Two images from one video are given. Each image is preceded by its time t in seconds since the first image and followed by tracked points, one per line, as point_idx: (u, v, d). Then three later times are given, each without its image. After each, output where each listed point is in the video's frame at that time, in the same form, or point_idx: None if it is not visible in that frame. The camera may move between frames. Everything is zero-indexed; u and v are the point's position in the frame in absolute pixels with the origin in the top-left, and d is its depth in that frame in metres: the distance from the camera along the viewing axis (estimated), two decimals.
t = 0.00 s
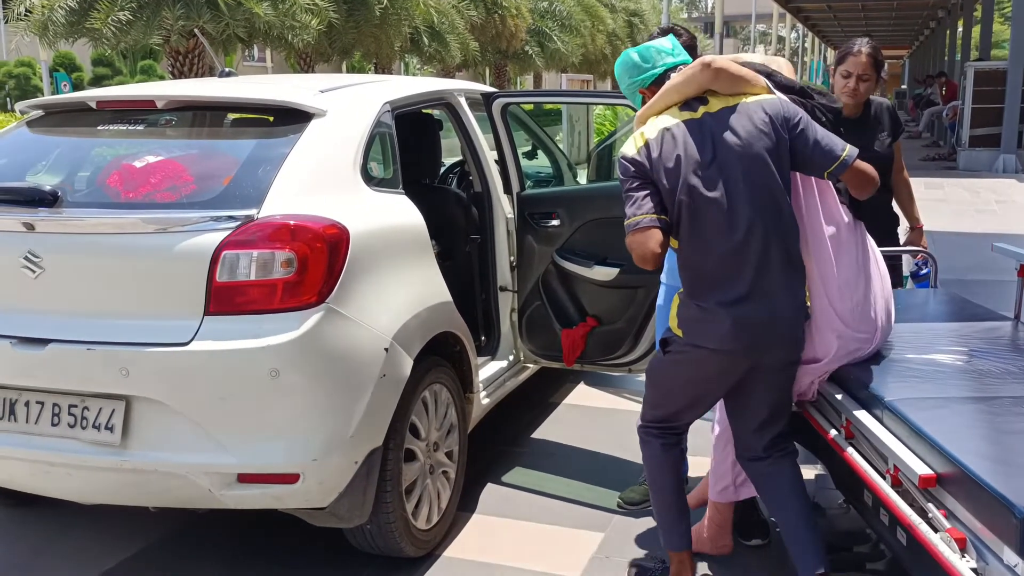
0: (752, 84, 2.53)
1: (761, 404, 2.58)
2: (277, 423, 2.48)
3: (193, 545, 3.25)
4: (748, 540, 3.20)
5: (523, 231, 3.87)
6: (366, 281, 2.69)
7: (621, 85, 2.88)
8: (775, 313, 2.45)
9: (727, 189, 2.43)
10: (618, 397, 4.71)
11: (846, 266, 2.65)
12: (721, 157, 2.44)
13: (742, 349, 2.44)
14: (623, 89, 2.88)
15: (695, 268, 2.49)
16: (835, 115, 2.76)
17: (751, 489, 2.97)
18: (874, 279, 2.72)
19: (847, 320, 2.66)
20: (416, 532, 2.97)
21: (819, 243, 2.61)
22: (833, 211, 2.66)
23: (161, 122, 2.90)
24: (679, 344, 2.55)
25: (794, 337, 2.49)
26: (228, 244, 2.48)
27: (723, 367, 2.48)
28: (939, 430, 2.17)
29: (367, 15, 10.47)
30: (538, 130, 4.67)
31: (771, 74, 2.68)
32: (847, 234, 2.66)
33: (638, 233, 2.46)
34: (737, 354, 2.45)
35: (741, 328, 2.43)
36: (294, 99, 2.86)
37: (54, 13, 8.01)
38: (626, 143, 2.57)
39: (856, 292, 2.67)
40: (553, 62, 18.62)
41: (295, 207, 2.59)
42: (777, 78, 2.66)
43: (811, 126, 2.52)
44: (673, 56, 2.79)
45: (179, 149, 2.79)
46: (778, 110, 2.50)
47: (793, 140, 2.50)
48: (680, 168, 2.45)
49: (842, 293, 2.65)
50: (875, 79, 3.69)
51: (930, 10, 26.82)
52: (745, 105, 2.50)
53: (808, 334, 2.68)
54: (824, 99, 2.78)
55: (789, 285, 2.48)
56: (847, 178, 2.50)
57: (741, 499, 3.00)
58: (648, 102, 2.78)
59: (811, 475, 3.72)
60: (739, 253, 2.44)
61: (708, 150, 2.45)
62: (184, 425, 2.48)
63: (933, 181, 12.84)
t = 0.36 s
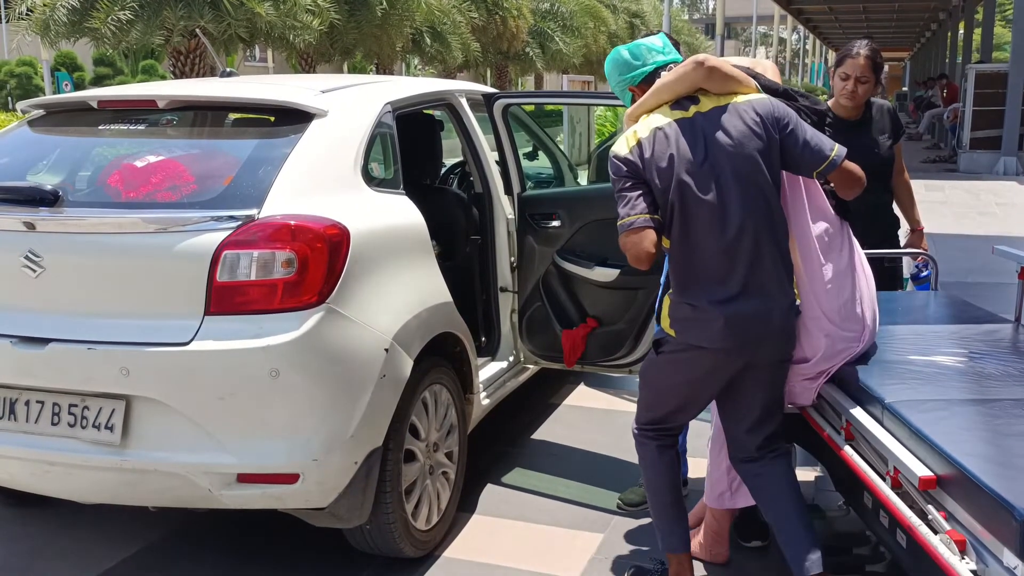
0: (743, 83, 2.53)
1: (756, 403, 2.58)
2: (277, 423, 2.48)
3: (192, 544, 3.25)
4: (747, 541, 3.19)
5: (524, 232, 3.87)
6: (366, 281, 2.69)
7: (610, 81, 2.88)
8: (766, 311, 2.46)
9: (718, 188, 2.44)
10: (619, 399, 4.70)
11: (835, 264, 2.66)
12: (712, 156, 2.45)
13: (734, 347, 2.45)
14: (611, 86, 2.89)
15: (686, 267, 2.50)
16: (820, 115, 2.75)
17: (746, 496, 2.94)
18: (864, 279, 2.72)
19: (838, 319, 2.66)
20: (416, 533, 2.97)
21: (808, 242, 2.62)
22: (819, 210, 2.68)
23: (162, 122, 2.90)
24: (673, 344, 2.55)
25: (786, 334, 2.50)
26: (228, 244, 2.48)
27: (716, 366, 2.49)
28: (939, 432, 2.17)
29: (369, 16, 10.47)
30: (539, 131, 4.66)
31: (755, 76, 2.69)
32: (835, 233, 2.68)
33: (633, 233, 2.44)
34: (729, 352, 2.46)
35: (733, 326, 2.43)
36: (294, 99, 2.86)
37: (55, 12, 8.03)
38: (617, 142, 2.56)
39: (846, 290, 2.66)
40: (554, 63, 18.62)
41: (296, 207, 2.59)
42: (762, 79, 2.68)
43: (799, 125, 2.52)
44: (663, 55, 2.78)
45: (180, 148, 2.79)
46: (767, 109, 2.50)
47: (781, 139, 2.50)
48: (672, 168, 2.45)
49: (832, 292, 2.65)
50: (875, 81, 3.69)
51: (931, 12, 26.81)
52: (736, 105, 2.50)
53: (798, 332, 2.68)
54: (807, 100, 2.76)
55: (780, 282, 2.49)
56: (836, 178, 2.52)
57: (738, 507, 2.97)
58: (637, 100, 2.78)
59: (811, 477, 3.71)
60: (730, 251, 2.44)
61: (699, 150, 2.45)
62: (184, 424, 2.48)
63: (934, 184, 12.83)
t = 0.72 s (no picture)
0: (743, 80, 2.54)
1: (755, 403, 2.58)
2: (278, 423, 2.48)
3: (194, 544, 3.25)
4: (749, 543, 3.19)
5: (525, 233, 3.87)
6: (366, 281, 2.69)
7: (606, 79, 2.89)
8: (764, 308, 2.46)
9: (717, 185, 2.44)
10: (620, 400, 4.70)
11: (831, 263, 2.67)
12: (712, 153, 2.44)
13: (733, 344, 2.45)
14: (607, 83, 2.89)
15: (685, 263, 2.50)
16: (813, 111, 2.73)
17: (747, 496, 2.94)
18: (858, 276, 2.74)
19: (834, 316, 2.67)
20: (417, 533, 2.97)
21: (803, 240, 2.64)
22: (814, 208, 2.70)
23: (164, 122, 2.90)
24: (672, 342, 2.55)
25: (783, 332, 2.50)
26: (229, 244, 2.48)
27: (715, 364, 2.49)
28: (942, 434, 2.16)
29: (371, 16, 10.49)
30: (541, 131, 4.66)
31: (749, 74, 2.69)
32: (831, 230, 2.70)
33: (633, 231, 2.43)
34: (728, 349, 2.46)
35: (731, 323, 2.43)
36: (296, 99, 2.86)
37: (58, 12, 8.05)
38: (614, 138, 2.55)
39: (842, 288, 2.67)
40: (557, 64, 18.63)
41: (297, 208, 2.59)
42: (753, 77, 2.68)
43: (796, 123, 2.52)
44: (660, 53, 2.79)
45: (181, 148, 2.79)
46: (765, 106, 2.51)
47: (779, 136, 2.51)
48: (672, 164, 2.44)
49: (828, 289, 2.67)
50: (876, 82, 3.67)
51: (934, 13, 26.78)
52: (734, 103, 2.50)
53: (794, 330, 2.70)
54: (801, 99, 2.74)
55: (777, 279, 2.50)
56: (832, 174, 2.51)
57: (740, 507, 2.98)
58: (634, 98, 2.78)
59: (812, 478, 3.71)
60: (728, 248, 2.44)
61: (699, 147, 2.45)
62: (185, 424, 2.48)
63: (937, 185, 12.81)
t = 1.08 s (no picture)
0: (748, 77, 2.54)
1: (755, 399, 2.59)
2: (283, 425, 2.49)
3: (200, 546, 3.27)
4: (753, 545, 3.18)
5: (530, 234, 3.87)
6: (371, 283, 2.69)
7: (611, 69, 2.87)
8: (762, 304, 2.47)
9: (719, 180, 2.44)
10: (626, 401, 4.70)
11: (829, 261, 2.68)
12: (715, 148, 2.44)
13: (732, 339, 2.45)
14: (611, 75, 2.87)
15: (683, 257, 2.50)
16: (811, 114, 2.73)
17: (749, 497, 2.94)
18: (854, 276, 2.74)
19: (831, 315, 2.66)
20: (422, 535, 2.98)
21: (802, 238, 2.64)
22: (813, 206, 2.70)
23: (171, 124, 2.91)
24: (671, 337, 2.54)
25: (780, 328, 2.50)
26: (235, 246, 2.49)
27: (714, 360, 2.48)
28: (947, 436, 2.16)
29: (377, 17, 10.51)
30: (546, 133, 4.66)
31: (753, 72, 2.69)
32: (828, 229, 2.71)
33: (636, 223, 2.43)
34: (725, 344, 2.45)
35: (729, 317, 2.43)
36: (301, 101, 2.87)
37: (65, 15, 8.10)
38: (619, 130, 2.54)
39: (840, 287, 2.67)
40: (562, 65, 18.64)
41: (302, 210, 2.60)
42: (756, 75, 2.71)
43: (799, 123, 2.53)
44: (667, 46, 2.78)
45: (187, 151, 2.80)
46: (768, 104, 2.51)
47: (781, 134, 2.51)
48: (676, 158, 2.44)
49: (825, 289, 2.65)
50: (879, 83, 3.65)
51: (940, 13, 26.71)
52: (740, 100, 2.50)
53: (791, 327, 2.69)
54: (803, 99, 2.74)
55: (775, 275, 2.50)
56: (831, 176, 2.54)
57: (743, 508, 2.98)
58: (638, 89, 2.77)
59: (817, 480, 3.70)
60: (728, 243, 2.44)
61: (703, 141, 2.44)
62: (191, 426, 2.49)
63: (942, 186, 12.78)
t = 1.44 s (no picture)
0: (756, 77, 2.54)
1: (747, 398, 2.61)
2: (286, 428, 2.49)
3: (203, 547, 3.27)
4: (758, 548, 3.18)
5: (535, 237, 3.87)
6: (374, 286, 2.69)
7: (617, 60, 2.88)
8: (753, 301, 2.49)
9: (718, 177, 2.44)
10: (629, 403, 4.70)
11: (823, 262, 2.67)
12: (717, 145, 2.44)
13: (720, 334, 2.46)
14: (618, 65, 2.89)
15: (675, 252, 2.50)
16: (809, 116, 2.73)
17: (750, 499, 2.94)
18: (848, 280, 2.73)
19: (819, 313, 2.65)
20: (425, 537, 2.98)
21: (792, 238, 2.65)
22: (804, 209, 2.67)
23: (175, 126, 2.92)
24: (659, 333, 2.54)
25: (768, 327, 2.53)
26: (239, 249, 2.50)
27: (704, 356, 2.49)
28: (950, 439, 2.16)
29: (381, 19, 10.51)
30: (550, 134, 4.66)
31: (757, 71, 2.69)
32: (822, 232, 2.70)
33: (633, 213, 2.42)
34: (714, 340, 2.47)
35: (718, 312, 2.44)
36: (304, 104, 2.87)
37: (71, 16, 8.12)
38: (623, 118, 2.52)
39: (834, 288, 2.68)
40: (566, 67, 18.64)
41: (306, 212, 2.61)
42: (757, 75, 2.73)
43: (801, 127, 2.53)
44: (676, 39, 2.79)
45: (191, 154, 2.81)
46: (773, 106, 2.51)
47: (783, 137, 2.51)
48: (678, 152, 2.43)
49: (816, 287, 2.65)
50: (882, 84, 3.67)
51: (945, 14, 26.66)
52: (749, 100, 2.50)
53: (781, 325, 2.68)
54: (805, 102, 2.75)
55: (766, 273, 2.53)
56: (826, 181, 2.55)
57: (743, 510, 2.98)
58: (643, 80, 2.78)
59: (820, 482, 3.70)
60: (721, 241, 2.45)
61: (706, 137, 2.44)
62: (194, 428, 2.49)
63: (947, 187, 12.75)
